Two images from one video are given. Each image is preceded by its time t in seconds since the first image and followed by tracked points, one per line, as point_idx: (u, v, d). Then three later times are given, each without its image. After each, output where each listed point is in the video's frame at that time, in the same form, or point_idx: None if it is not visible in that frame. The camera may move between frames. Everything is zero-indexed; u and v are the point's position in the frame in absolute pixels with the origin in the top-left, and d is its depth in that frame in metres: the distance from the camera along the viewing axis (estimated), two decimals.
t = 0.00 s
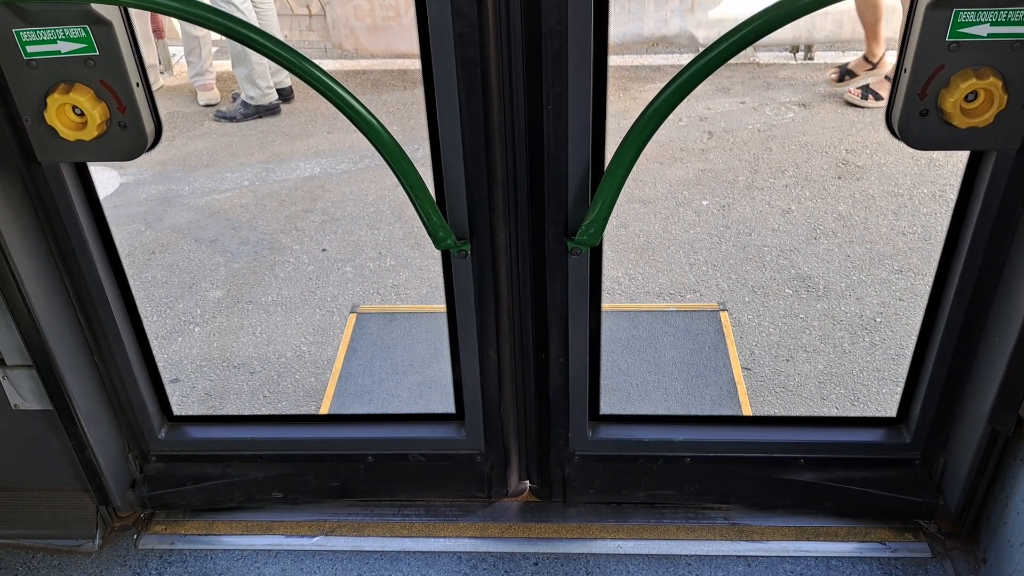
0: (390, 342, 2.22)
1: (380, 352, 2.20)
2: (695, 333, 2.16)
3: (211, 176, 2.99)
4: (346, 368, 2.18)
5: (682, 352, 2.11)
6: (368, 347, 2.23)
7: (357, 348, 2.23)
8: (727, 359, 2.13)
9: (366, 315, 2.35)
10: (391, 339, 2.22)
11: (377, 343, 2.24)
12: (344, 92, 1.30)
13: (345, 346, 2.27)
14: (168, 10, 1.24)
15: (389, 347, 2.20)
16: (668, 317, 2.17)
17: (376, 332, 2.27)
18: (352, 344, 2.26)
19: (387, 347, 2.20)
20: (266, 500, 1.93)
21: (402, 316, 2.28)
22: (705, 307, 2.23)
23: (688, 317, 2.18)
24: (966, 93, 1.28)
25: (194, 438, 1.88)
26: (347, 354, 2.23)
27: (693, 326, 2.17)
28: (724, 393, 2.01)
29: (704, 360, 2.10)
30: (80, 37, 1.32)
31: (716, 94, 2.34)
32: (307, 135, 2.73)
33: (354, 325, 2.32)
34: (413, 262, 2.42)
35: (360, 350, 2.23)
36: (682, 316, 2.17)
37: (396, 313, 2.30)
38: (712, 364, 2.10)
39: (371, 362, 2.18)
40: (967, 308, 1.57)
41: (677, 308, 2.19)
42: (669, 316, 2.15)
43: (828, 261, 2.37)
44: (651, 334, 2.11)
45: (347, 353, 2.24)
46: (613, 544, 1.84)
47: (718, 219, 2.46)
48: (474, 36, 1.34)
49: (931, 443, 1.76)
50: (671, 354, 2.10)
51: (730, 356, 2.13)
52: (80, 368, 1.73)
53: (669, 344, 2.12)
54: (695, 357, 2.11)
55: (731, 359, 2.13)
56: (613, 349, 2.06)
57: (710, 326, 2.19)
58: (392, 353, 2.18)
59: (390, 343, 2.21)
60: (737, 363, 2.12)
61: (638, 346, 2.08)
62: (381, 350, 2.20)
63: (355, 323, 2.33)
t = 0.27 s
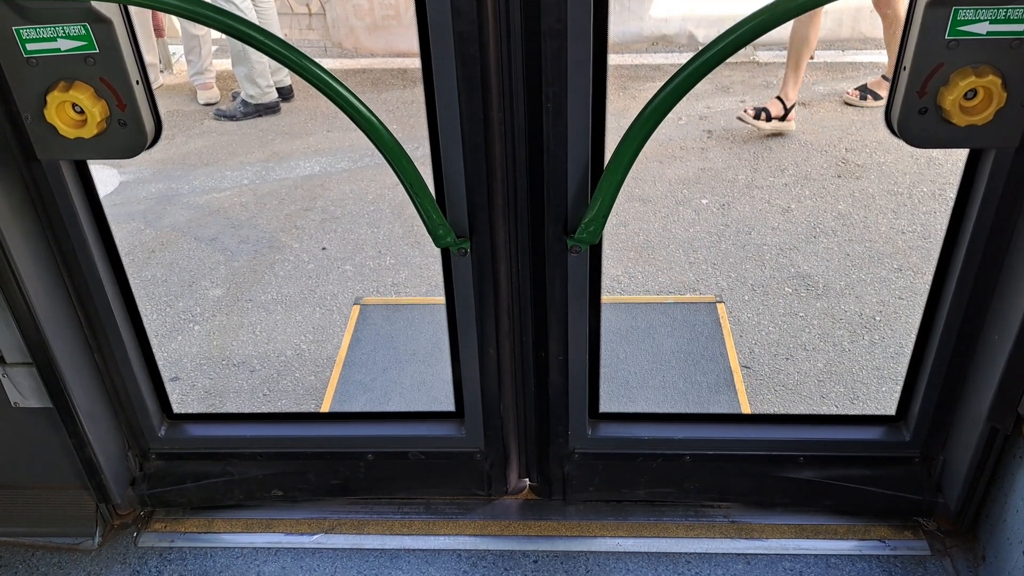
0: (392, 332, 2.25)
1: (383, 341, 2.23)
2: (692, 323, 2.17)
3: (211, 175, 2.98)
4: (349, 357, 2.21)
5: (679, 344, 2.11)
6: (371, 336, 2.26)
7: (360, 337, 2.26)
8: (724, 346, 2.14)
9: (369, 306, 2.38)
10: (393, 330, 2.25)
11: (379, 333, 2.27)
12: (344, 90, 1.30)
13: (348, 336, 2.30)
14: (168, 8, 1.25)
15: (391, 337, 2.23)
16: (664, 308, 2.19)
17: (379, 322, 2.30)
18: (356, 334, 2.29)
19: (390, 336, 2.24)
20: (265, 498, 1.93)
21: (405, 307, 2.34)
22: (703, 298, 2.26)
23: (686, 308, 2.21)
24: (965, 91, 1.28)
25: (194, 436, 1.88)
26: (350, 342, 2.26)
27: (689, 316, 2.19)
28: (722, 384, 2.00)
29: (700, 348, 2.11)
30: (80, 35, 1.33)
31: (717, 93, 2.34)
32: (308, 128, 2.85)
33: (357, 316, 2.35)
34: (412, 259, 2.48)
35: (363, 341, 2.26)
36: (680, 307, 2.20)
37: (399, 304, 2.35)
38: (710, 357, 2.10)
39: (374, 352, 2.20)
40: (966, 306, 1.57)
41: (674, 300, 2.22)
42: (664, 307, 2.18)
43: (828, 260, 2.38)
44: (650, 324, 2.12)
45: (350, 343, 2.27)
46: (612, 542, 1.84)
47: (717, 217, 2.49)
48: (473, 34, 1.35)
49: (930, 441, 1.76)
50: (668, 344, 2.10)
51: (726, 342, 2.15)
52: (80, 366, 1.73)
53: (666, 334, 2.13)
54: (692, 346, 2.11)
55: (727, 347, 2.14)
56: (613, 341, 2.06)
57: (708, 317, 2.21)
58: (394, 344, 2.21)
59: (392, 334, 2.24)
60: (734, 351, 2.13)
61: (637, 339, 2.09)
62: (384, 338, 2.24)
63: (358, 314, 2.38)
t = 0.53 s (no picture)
0: (394, 323, 2.28)
1: (385, 332, 2.28)
2: (688, 316, 2.26)
3: (210, 174, 2.97)
4: (353, 346, 2.27)
5: (677, 342, 2.20)
6: (373, 327, 2.31)
7: (363, 327, 2.31)
8: (720, 338, 2.24)
9: (372, 298, 2.39)
10: (394, 322, 2.28)
11: (381, 323, 2.31)
12: (344, 89, 1.30)
13: (352, 327, 2.34)
14: (168, 7, 1.25)
15: (393, 329, 2.27)
16: (663, 301, 2.25)
17: (381, 314, 2.33)
18: (359, 325, 2.33)
19: (391, 327, 2.28)
20: (265, 497, 1.93)
21: (407, 298, 2.35)
22: (700, 290, 2.32)
23: (683, 301, 2.28)
24: (964, 89, 1.28)
25: (193, 435, 1.88)
26: (354, 333, 2.32)
27: (686, 309, 2.27)
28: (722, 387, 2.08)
29: (696, 342, 2.22)
30: (80, 33, 1.33)
31: (717, 91, 2.11)
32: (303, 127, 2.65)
33: (360, 308, 2.38)
34: (412, 259, 2.46)
35: (366, 334, 2.31)
36: (678, 300, 2.27)
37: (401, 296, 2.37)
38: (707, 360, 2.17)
39: (378, 344, 2.26)
40: (965, 304, 1.57)
41: (672, 293, 2.28)
42: (663, 299, 2.24)
43: (827, 259, 2.41)
44: (647, 317, 2.22)
45: (354, 334, 2.33)
46: (612, 540, 1.84)
47: (717, 216, 2.50)
48: (472, 32, 1.35)
49: (929, 439, 1.77)
50: (665, 334, 2.21)
51: (723, 334, 2.24)
52: (80, 364, 1.73)
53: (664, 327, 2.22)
54: (688, 340, 2.22)
55: (723, 339, 2.24)
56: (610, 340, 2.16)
57: (704, 310, 2.29)
58: (397, 338, 2.26)
59: (393, 325, 2.28)
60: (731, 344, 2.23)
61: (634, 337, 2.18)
62: (385, 330, 2.29)
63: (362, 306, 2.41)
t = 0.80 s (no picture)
0: (397, 313, 2.33)
1: (386, 322, 2.31)
2: (685, 306, 2.28)
3: (209, 174, 3.03)
4: (356, 335, 2.30)
5: (674, 336, 2.19)
6: (374, 317, 2.34)
7: (365, 317, 2.33)
8: (716, 328, 2.23)
9: (374, 290, 2.45)
10: (395, 312, 2.34)
11: (383, 312, 2.35)
12: (342, 88, 1.30)
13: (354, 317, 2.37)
14: (166, 7, 1.25)
15: (394, 318, 2.31)
16: (660, 291, 2.28)
17: (382, 305, 2.37)
18: (360, 315, 2.37)
19: (392, 319, 2.31)
20: (263, 496, 1.94)
21: (410, 289, 2.42)
22: (697, 282, 2.35)
23: (679, 292, 2.31)
24: (961, 89, 1.28)
25: (192, 434, 1.89)
26: (356, 324, 2.34)
27: (682, 300, 2.29)
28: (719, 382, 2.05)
29: (692, 334, 2.21)
30: (78, 33, 1.33)
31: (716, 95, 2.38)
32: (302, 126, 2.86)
33: (362, 299, 2.42)
34: (411, 258, 2.55)
35: (367, 326, 2.32)
36: (675, 291, 2.29)
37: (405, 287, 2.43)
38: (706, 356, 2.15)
39: (379, 336, 2.27)
40: (963, 303, 1.58)
41: (669, 283, 2.31)
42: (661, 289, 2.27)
43: (825, 258, 2.43)
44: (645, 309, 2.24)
45: (355, 325, 2.34)
46: (610, 540, 1.84)
47: (717, 217, 2.47)
48: (470, 32, 1.35)
49: (927, 439, 1.77)
50: (661, 325, 2.22)
51: (718, 322, 2.24)
52: (78, 364, 1.74)
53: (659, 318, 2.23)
54: (685, 331, 2.21)
55: (719, 330, 2.23)
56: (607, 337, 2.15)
57: (700, 301, 2.30)
58: (398, 330, 2.28)
59: (394, 317, 2.32)
60: (727, 335, 2.22)
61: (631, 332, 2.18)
62: (386, 322, 2.31)
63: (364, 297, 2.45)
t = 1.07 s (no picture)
0: (398, 308, 2.36)
1: (387, 316, 2.33)
2: (683, 298, 2.28)
3: (211, 174, 3.04)
4: (358, 326, 2.31)
5: (673, 330, 2.19)
6: (377, 311, 2.35)
7: (369, 308, 2.36)
8: (714, 321, 2.23)
9: (377, 282, 2.48)
10: (395, 306, 2.36)
11: (386, 304, 2.38)
12: (341, 88, 1.30)
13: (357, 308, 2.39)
14: (166, 7, 1.25)
15: (395, 312, 2.34)
16: (658, 283, 2.30)
17: (387, 297, 2.40)
18: (364, 306, 2.39)
19: (395, 314, 2.33)
20: (263, 495, 1.94)
21: (412, 283, 2.46)
22: (694, 274, 2.36)
23: (677, 284, 2.32)
24: (960, 88, 1.28)
25: (191, 433, 1.89)
26: (359, 315, 2.36)
27: (680, 291, 2.30)
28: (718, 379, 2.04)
29: (691, 326, 2.20)
30: (78, 33, 1.33)
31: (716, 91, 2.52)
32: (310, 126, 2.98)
33: (365, 291, 2.44)
34: (411, 257, 2.58)
35: (368, 322, 2.32)
36: (672, 283, 2.31)
37: (407, 279, 2.48)
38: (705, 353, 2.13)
39: (380, 330, 2.28)
40: (962, 303, 1.58)
41: (667, 276, 2.32)
42: (658, 282, 2.29)
43: (825, 259, 2.41)
44: (643, 300, 2.25)
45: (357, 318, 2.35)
46: (609, 539, 1.84)
47: (717, 216, 2.54)
48: (470, 32, 1.35)
49: (926, 437, 1.77)
50: (660, 317, 2.22)
51: (716, 315, 2.24)
52: (78, 363, 1.74)
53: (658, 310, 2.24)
54: (684, 323, 2.21)
55: (717, 323, 2.23)
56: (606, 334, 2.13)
57: (698, 292, 2.30)
58: (399, 326, 2.29)
59: (394, 312, 2.34)
60: (724, 329, 2.21)
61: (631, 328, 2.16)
62: (388, 317, 2.32)
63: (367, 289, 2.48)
